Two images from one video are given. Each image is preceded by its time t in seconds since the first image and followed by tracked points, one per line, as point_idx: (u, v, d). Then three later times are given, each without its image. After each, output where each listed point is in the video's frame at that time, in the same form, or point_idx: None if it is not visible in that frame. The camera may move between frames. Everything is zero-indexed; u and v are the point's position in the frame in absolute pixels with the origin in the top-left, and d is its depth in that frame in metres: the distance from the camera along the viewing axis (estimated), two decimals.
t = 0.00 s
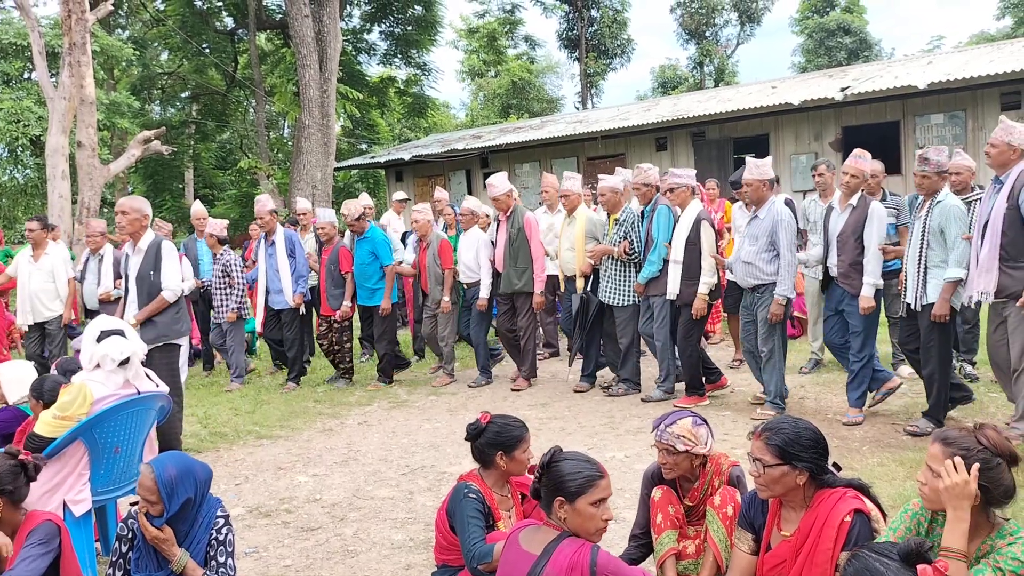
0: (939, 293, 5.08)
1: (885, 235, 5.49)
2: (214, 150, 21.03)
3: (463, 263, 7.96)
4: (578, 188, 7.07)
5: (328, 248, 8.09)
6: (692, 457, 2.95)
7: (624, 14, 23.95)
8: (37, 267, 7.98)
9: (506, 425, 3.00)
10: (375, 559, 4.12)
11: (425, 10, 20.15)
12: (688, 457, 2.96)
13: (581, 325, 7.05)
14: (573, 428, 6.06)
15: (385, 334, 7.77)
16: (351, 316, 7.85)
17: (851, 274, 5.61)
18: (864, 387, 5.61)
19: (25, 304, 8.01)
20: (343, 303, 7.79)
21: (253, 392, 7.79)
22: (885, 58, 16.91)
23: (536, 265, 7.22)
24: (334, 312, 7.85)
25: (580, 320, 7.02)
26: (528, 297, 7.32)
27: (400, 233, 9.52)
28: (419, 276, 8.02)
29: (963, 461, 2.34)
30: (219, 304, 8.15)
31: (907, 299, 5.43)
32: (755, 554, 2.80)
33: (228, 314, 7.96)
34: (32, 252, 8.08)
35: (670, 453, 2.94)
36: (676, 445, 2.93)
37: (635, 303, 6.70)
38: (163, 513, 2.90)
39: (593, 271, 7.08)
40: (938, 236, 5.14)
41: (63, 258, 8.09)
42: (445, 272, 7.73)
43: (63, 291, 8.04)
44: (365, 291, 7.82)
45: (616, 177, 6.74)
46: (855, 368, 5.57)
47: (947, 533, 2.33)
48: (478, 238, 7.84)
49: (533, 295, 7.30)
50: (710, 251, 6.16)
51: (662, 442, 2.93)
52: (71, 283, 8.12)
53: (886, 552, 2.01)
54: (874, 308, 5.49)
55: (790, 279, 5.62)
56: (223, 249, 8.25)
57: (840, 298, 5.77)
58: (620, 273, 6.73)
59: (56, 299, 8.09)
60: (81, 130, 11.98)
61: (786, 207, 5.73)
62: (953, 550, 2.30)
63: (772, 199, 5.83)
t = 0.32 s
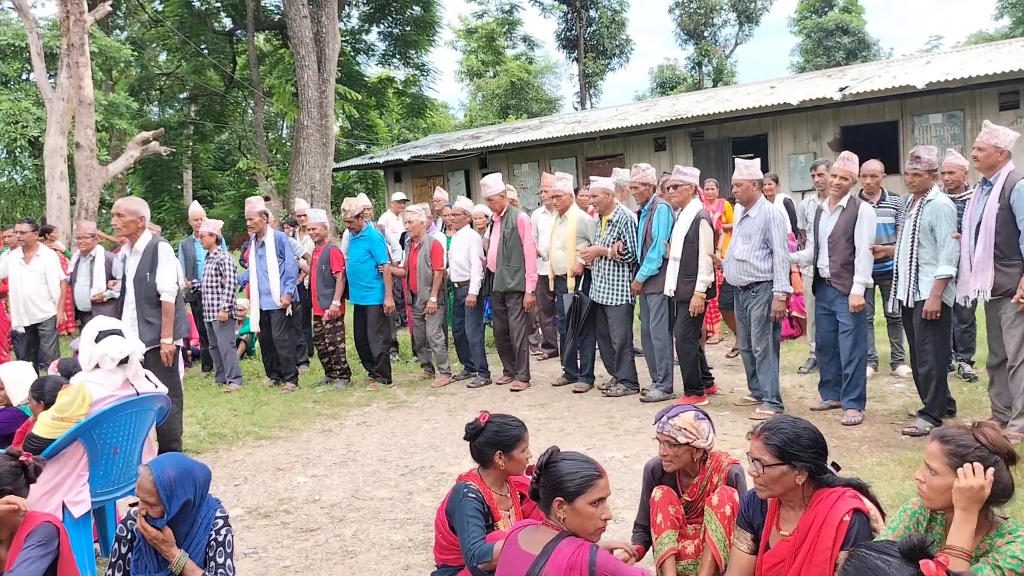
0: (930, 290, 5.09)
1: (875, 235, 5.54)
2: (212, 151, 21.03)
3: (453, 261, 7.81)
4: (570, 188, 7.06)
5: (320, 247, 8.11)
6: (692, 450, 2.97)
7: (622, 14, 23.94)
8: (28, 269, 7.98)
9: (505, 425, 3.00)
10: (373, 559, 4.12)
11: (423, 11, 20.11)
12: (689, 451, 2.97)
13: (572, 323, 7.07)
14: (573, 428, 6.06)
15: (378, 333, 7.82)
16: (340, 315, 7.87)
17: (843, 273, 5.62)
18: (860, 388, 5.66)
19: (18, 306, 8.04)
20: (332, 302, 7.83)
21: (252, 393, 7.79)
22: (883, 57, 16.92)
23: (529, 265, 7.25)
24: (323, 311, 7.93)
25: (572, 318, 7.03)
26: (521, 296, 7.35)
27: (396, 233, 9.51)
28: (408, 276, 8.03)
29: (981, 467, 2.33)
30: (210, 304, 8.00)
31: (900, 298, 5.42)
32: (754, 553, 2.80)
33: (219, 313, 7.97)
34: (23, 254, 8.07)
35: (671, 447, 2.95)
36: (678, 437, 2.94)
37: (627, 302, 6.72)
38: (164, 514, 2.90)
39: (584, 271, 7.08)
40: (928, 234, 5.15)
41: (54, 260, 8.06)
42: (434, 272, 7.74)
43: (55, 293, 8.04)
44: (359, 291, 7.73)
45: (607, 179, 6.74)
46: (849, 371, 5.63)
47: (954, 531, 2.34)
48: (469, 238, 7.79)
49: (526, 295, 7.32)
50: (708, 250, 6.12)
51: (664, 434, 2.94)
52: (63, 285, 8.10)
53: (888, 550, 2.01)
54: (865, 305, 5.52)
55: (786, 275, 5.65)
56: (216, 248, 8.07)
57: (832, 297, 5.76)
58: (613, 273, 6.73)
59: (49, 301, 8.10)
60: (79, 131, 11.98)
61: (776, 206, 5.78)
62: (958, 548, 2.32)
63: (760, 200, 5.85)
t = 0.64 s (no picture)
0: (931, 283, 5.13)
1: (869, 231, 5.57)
2: (212, 151, 21.04)
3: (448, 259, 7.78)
4: (563, 188, 7.04)
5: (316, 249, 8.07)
6: (693, 443, 2.98)
7: (622, 14, 23.94)
8: (20, 270, 7.94)
9: (505, 424, 3.01)
10: (374, 559, 4.12)
11: (423, 12, 20.09)
12: (691, 444, 2.98)
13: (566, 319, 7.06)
14: (573, 428, 6.06)
15: (376, 331, 7.79)
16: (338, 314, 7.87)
17: (837, 269, 5.63)
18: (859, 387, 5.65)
19: (9, 307, 7.96)
20: (330, 301, 7.84)
21: (252, 393, 7.79)
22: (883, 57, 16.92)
23: (525, 264, 7.29)
24: (321, 310, 7.91)
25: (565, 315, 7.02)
26: (518, 295, 7.34)
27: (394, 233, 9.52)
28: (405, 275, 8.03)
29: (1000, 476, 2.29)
30: (207, 304, 7.98)
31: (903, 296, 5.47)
32: (754, 552, 2.80)
33: (216, 312, 7.96)
34: (13, 255, 8.03)
35: (672, 438, 2.97)
36: (679, 428, 2.96)
37: (625, 301, 6.71)
38: (166, 514, 2.90)
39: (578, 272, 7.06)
40: (928, 230, 5.22)
41: (46, 260, 8.07)
42: (429, 270, 7.74)
43: (47, 292, 8.02)
44: (355, 288, 7.73)
45: (602, 180, 6.77)
46: (849, 368, 5.60)
47: (958, 531, 2.32)
48: (463, 237, 7.71)
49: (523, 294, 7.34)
50: (710, 246, 6.15)
51: (665, 426, 2.96)
52: (55, 284, 8.11)
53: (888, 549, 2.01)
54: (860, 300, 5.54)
55: (784, 272, 5.66)
56: (213, 249, 8.08)
57: (828, 294, 5.75)
58: (611, 271, 6.70)
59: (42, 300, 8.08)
60: (79, 132, 11.99)
61: (772, 205, 5.81)
62: (961, 548, 2.30)
63: (757, 200, 5.88)
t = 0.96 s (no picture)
0: (944, 283, 5.15)
1: (877, 231, 5.55)
2: (217, 153, 21.06)
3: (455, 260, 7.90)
4: (564, 190, 7.06)
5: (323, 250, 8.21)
6: (699, 452, 2.97)
7: (626, 16, 23.95)
8: (25, 271, 7.96)
9: (508, 425, 3.01)
10: (379, 561, 4.12)
11: (428, 14, 20.13)
12: (697, 453, 2.97)
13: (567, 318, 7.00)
14: (578, 430, 6.05)
15: (385, 330, 7.80)
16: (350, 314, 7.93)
17: (846, 269, 5.63)
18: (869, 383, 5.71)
19: (14, 307, 8.00)
20: (341, 302, 7.88)
21: (257, 394, 7.80)
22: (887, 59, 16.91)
23: (529, 263, 7.24)
24: (332, 311, 7.98)
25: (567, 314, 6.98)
26: (522, 295, 7.35)
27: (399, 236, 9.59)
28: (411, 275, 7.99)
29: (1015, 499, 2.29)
30: (215, 305, 8.11)
31: (912, 296, 5.49)
32: (759, 555, 2.79)
33: (224, 314, 8.06)
34: (18, 257, 8.06)
35: (679, 448, 2.95)
36: (686, 439, 2.94)
37: (632, 302, 6.70)
38: (171, 514, 2.89)
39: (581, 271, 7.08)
40: (941, 229, 5.23)
41: (50, 261, 8.10)
42: (435, 270, 7.77)
43: (53, 293, 8.06)
44: (363, 287, 7.70)
45: (607, 180, 6.77)
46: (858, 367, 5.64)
47: (970, 533, 2.31)
48: (468, 240, 7.83)
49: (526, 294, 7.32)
50: (717, 245, 6.18)
51: (671, 437, 2.94)
52: (60, 285, 8.14)
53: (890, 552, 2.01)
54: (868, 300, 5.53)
55: (791, 273, 5.72)
56: (219, 251, 8.16)
57: (835, 294, 5.76)
58: (617, 271, 6.71)
59: (46, 301, 8.10)
60: (84, 134, 12.02)
61: (780, 207, 5.80)
62: (971, 551, 2.29)
63: (762, 201, 5.90)
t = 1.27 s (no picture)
0: None
1: (987, 234, 5.32)
2: (301, 150, 21.23)
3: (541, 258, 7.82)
4: (654, 188, 7.07)
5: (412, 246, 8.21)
6: (785, 462, 2.92)
7: (710, 12, 23.56)
8: (126, 259, 8.33)
9: (584, 424, 3.00)
10: (453, 554, 4.15)
11: (509, 10, 20.36)
12: (783, 462, 2.92)
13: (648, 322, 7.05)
14: (652, 431, 6.00)
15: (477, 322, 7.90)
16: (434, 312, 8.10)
17: (952, 275, 5.43)
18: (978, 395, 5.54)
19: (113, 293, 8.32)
20: (426, 300, 8.04)
21: (335, 385, 7.97)
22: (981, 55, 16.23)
23: (612, 262, 7.20)
24: (418, 307, 8.13)
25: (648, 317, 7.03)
26: (603, 294, 7.34)
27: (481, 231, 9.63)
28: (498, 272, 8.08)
29: None
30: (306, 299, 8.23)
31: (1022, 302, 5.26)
32: (839, 565, 2.76)
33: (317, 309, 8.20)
34: (121, 246, 8.46)
35: (764, 460, 2.90)
36: (772, 451, 2.89)
37: (717, 302, 6.66)
38: (254, 500, 2.99)
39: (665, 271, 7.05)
40: None
41: (150, 251, 8.44)
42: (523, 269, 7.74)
43: (149, 282, 8.35)
44: (451, 284, 7.86)
45: (695, 179, 6.67)
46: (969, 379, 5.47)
47: None
48: (557, 235, 7.78)
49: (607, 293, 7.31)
50: (806, 247, 6.02)
51: (757, 449, 2.89)
52: (157, 275, 8.44)
53: None
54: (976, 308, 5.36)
55: (888, 277, 5.51)
56: (309, 245, 8.35)
57: (942, 300, 5.56)
58: (702, 271, 6.67)
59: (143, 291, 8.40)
60: (177, 129, 12.46)
61: (877, 205, 5.65)
62: None
63: (860, 199, 5.74)
